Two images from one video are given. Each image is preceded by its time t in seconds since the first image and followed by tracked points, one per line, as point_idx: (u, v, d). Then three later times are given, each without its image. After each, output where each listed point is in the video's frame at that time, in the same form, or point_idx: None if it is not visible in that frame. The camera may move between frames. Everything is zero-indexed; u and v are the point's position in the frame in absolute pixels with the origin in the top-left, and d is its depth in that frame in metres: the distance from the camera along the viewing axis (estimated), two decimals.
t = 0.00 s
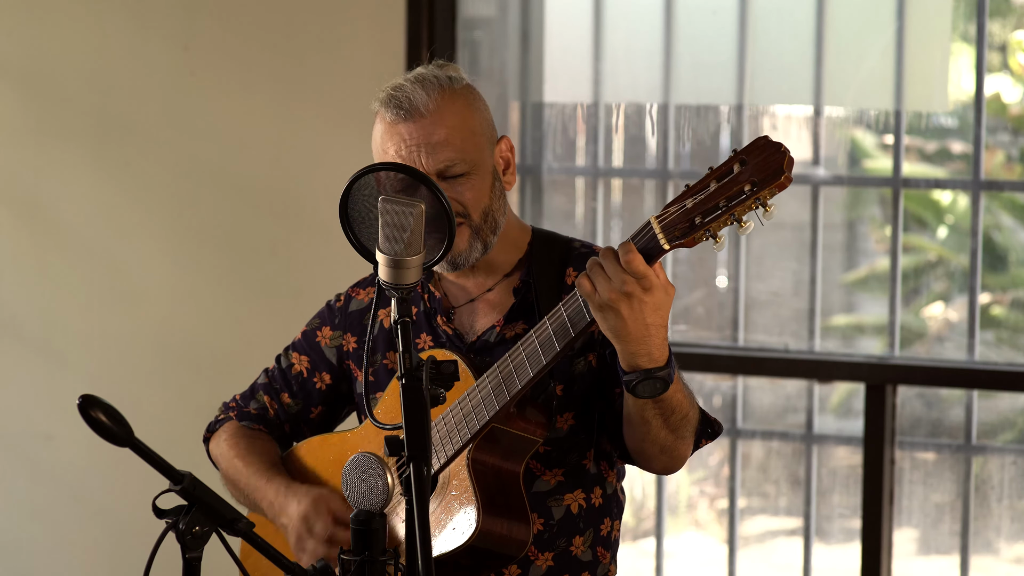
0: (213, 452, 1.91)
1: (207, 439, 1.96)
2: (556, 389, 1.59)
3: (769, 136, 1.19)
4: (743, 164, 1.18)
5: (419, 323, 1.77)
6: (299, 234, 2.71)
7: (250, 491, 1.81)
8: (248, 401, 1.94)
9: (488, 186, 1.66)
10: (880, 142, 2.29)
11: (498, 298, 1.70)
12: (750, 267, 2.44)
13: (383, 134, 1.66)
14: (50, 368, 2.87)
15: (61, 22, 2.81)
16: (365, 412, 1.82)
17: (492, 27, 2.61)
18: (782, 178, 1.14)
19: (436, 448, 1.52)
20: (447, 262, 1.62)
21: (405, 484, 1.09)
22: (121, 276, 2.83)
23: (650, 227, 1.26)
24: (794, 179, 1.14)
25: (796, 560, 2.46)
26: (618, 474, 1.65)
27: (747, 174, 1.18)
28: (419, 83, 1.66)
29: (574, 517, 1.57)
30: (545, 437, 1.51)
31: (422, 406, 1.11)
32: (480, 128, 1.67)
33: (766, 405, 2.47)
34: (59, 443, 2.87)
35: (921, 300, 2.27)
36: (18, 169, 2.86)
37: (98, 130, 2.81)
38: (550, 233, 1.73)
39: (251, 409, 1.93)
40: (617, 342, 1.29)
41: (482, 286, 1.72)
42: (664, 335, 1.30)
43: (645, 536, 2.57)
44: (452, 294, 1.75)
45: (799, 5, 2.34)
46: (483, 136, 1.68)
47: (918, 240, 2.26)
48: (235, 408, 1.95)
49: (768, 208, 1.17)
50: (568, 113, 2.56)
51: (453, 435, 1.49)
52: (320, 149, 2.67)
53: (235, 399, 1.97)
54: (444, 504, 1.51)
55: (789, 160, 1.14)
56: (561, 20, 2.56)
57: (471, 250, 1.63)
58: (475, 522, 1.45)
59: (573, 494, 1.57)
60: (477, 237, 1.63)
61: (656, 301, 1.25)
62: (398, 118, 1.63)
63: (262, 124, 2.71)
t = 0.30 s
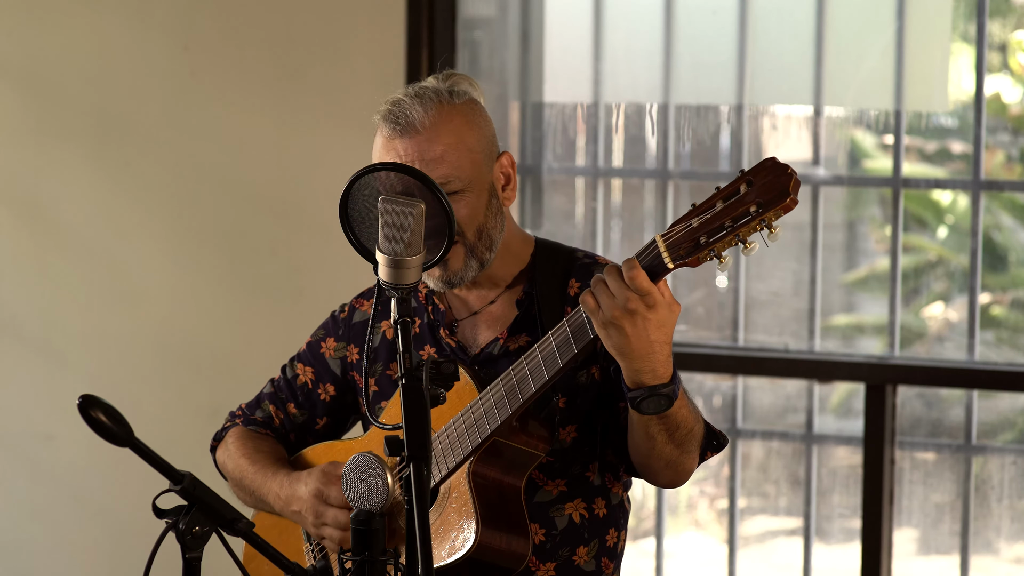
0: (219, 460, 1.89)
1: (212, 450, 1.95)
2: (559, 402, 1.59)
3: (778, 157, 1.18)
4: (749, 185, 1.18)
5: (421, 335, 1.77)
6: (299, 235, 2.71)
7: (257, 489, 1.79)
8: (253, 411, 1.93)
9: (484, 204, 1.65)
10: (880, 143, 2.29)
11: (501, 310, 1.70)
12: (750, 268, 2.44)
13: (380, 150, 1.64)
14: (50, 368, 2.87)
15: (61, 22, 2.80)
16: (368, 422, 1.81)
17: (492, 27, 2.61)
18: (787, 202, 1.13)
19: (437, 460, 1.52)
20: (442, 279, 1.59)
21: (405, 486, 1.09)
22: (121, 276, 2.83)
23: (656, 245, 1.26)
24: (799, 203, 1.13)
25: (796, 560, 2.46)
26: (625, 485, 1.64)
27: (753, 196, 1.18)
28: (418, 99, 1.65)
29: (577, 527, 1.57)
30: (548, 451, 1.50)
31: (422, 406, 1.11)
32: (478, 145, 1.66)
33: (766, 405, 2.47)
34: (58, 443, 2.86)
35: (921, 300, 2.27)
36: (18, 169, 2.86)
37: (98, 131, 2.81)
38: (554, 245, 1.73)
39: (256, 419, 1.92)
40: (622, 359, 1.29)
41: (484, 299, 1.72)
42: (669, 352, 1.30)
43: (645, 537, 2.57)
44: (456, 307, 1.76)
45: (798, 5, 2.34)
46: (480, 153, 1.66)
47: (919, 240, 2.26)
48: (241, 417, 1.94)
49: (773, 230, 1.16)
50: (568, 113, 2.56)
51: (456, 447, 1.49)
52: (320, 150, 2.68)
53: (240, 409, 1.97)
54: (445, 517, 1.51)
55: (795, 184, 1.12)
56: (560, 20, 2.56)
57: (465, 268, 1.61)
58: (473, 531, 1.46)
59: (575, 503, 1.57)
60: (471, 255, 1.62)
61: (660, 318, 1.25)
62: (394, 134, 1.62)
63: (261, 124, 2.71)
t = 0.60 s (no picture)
0: (224, 465, 1.89)
1: (217, 455, 1.95)
2: (559, 405, 1.60)
3: (769, 153, 1.18)
4: (741, 182, 1.18)
5: (424, 339, 1.76)
6: (299, 235, 2.71)
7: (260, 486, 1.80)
8: (258, 417, 1.93)
9: (503, 184, 1.73)
10: (880, 142, 2.29)
11: (502, 314, 1.70)
12: (750, 268, 2.44)
13: (403, 126, 1.71)
14: (50, 368, 2.87)
15: (62, 23, 2.81)
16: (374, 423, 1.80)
17: (492, 27, 2.61)
18: (779, 198, 1.14)
19: (436, 460, 1.51)
20: (462, 257, 1.67)
21: (405, 485, 1.09)
22: (122, 277, 2.83)
23: (649, 244, 1.26)
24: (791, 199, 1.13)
25: (796, 560, 2.46)
26: (628, 491, 1.64)
27: (745, 193, 1.18)
28: (442, 79, 1.73)
29: (578, 532, 1.57)
30: (546, 452, 1.50)
31: (422, 406, 1.11)
32: (499, 127, 1.75)
33: (766, 405, 2.47)
34: (59, 443, 2.87)
35: (921, 300, 2.27)
36: (18, 170, 2.86)
37: (98, 131, 2.81)
38: (559, 251, 1.73)
39: (261, 425, 1.92)
40: (619, 358, 1.29)
41: (488, 302, 1.73)
42: (664, 348, 1.30)
43: (645, 537, 2.57)
44: (459, 310, 1.76)
45: (799, 5, 2.34)
46: (498, 135, 1.75)
47: (918, 240, 2.26)
48: (244, 425, 1.94)
49: (766, 226, 1.17)
50: (568, 113, 2.56)
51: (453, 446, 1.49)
52: (320, 150, 2.68)
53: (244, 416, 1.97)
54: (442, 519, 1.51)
55: (786, 180, 1.13)
56: (560, 20, 2.56)
57: (485, 246, 1.68)
58: (471, 530, 1.46)
59: (576, 508, 1.57)
60: (491, 233, 1.68)
61: (655, 315, 1.25)
62: (420, 109, 1.70)
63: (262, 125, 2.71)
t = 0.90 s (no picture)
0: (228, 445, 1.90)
1: (221, 432, 1.96)
2: (565, 382, 1.60)
3: (762, 123, 1.18)
4: (735, 153, 1.18)
5: (432, 318, 1.76)
6: (299, 235, 2.71)
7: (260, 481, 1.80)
8: (263, 396, 1.94)
9: (518, 152, 1.73)
10: (880, 142, 2.29)
11: (511, 292, 1.70)
12: (750, 268, 2.44)
13: (419, 95, 1.74)
14: (51, 368, 2.87)
15: (61, 23, 2.81)
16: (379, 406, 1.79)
17: (492, 27, 2.61)
18: (773, 167, 1.13)
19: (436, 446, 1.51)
20: (478, 221, 1.65)
21: (405, 485, 1.09)
22: (122, 277, 2.83)
23: (645, 218, 1.27)
24: (785, 167, 1.13)
25: (796, 560, 2.46)
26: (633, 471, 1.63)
27: (740, 163, 1.18)
28: (458, 49, 1.77)
29: (584, 512, 1.57)
30: (549, 430, 1.51)
31: (422, 405, 1.10)
32: (513, 97, 1.76)
33: (766, 405, 2.47)
34: (59, 443, 2.87)
35: (921, 300, 2.27)
36: (18, 170, 2.86)
37: (99, 131, 2.81)
38: (566, 229, 1.73)
39: (265, 404, 1.93)
40: (634, 332, 1.28)
41: (496, 279, 1.73)
42: (674, 313, 1.30)
43: (645, 536, 2.58)
44: (467, 289, 1.76)
45: (799, 6, 2.34)
46: (514, 103, 1.76)
47: (919, 240, 2.26)
48: (249, 403, 1.95)
49: (760, 197, 1.17)
50: (568, 113, 2.56)
51: (452, 431, 1.49)
52: (319, 150, 2.68)
53: (249, 394, 1.97)
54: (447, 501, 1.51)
55: (780, 149, 1.13)
56: (560, 19, 2.56)
57: (501, 209, 1.66)
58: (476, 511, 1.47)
59: (582, 488, 1.57)
60: (506, 198, 1.68)
61: (662, 282, 1.25)
62: (436, 75, 1.73)
63: (262, 125, 2.71)
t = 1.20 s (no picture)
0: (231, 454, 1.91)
1: (225, 440, 1.97)
2: (568, 387, 1.59)
3: (769, 156, 1.18)
4: (741, 185, 1.18)
5: (434, 330, 1.76)
6: (299, 235, 2.71)
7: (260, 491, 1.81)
8: (266, 404, 1.94)
9: (516, 171, 1.72)
10: (880, 142, 2.29)
11: (510, 304, 1.70)
12: (750, 268, 2.43)
13: (413, 118, 1.72)
14: (50, 368, 2.87)
15: (61, 23, 2.80)
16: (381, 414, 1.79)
17: (492, 27, 2.61)
18: (779, 203, 1.14)
19: (435, 462, 1.53)
20: (483, 247, 1.66)
21: (404, 485, 1.09)
22: (122, 277, 2.82)
23: (649, 247, 1.27)
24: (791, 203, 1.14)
25: (796, 560, 2.46)
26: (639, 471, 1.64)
27: (745, 197, 1.18)
28: (450, 69, 1.74)
29: (584, 514, 1.56)
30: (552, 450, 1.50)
31: (422, 406, 1.10)
32: (507, 115, 1.75)
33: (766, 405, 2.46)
34: (59, 443, 2.86)
35: (921, 300, 2.27)
36: (18, 170, 2.86)
37: (98, 131, 2.81)
38: (566, 236, 1.74)
39: (269, 413, 1.93)
40: (646, 356, 1.27)
41: (496, 292, 1.73)
42: (683, 329, 1.26)
43: (645, 536, 2.58)
44: (468, 300, 1.76)
45: (799, 5, 2.34)
46: (508, 122, 1.75)
47: (919, 240, 2.26)
48: (253, 411, 1.95)
49: (765, 231, 1.17)
50: (568, 113, 2.56)
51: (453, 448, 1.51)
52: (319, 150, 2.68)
53: (253, 401, 1.98)
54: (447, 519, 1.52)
55: (787, 185, 1.14)
56: (560, 20, 2.56)
57: (505, 234, 1.67)
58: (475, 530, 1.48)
59: (581, 491, 1.57)
60: (510, 221, 1.68)
61: (656, 302, 1.23)
62: (431, 99, 1.71)
63: (261, 125, 2.71)
